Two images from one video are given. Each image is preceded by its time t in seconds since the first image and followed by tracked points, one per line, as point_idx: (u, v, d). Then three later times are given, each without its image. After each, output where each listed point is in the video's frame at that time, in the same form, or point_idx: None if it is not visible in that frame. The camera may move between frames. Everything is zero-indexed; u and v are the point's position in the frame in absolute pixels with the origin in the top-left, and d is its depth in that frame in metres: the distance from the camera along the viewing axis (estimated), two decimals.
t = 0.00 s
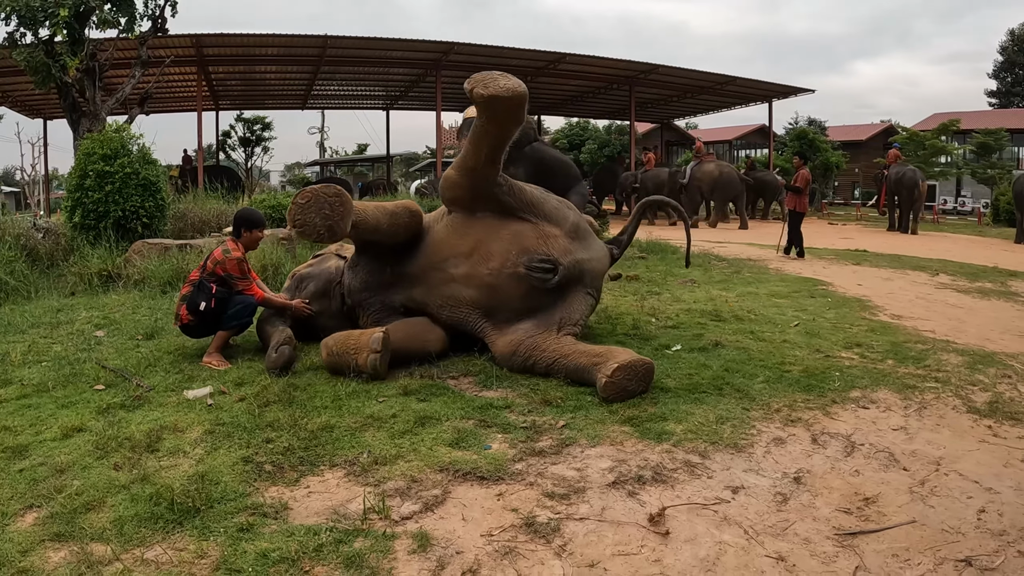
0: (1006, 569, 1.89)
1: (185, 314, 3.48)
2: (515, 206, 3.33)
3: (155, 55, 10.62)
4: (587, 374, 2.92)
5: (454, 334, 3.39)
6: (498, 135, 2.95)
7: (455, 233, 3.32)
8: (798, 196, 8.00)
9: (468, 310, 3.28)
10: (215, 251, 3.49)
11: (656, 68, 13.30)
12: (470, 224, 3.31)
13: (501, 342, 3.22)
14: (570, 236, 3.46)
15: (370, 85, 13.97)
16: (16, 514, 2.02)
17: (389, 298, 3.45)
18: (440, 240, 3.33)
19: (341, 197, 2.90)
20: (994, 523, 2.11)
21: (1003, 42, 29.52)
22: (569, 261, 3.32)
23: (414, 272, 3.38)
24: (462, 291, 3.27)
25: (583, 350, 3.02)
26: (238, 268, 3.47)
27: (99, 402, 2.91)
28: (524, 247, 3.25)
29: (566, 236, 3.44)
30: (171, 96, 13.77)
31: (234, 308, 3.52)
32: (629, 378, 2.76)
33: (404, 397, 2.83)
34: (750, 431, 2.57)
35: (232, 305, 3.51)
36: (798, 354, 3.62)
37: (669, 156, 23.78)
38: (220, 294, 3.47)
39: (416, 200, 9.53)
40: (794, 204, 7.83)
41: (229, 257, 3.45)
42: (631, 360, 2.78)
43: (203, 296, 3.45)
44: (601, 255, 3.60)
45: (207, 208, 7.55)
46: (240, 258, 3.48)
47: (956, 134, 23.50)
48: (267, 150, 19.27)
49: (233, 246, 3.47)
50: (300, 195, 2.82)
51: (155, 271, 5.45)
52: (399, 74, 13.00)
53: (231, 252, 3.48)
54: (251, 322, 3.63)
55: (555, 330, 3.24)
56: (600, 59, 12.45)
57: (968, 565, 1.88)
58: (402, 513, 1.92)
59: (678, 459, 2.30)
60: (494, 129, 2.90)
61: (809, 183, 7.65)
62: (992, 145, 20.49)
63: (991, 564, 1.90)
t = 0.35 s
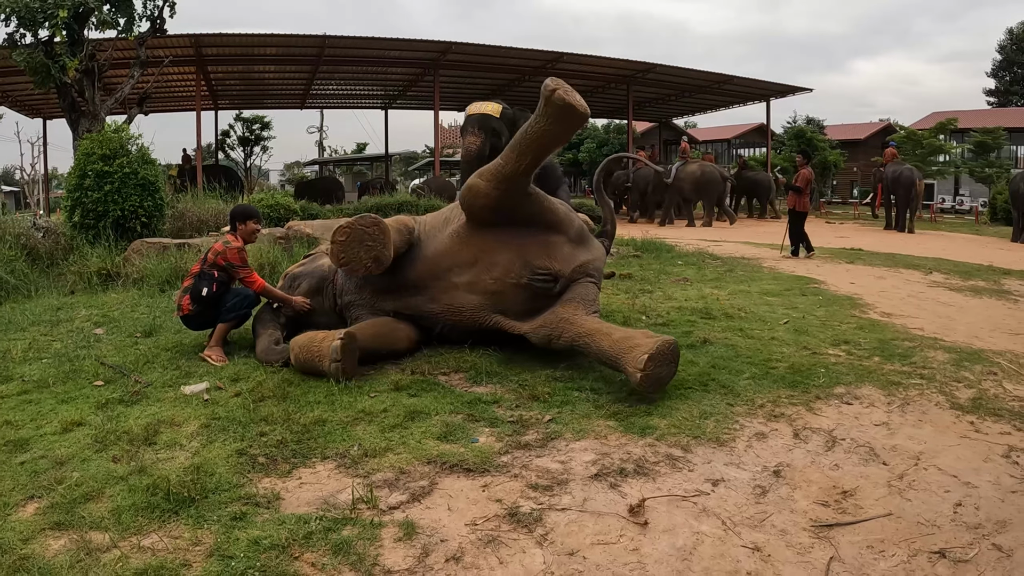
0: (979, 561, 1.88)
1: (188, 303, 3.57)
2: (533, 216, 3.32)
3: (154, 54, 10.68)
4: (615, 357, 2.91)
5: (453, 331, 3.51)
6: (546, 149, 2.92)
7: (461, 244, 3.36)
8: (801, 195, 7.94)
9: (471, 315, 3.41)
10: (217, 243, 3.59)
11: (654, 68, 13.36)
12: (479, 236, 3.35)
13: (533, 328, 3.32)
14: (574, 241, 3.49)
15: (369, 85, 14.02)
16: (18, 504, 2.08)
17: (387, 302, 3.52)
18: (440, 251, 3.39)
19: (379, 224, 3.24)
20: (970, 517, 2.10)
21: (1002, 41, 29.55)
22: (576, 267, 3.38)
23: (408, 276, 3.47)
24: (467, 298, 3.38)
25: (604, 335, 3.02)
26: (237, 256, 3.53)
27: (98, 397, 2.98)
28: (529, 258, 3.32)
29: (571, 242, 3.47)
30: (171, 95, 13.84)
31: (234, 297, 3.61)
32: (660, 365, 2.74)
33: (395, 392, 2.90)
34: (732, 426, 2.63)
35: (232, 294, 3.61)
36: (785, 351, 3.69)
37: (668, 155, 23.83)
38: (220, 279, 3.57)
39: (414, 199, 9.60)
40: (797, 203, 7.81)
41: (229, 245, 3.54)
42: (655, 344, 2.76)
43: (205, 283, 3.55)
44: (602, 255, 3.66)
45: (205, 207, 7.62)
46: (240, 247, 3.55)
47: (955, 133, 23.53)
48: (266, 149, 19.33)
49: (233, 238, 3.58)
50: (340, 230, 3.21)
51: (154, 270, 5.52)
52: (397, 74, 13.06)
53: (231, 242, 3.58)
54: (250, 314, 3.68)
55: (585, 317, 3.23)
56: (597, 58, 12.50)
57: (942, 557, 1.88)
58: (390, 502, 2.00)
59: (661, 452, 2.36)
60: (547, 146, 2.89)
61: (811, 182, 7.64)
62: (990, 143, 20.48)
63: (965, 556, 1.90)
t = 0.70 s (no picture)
0: (961, 548, 1.92)
1: (194, 307, 3.68)
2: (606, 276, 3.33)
3: (156, 55, 10.75)
4: (643, 351, 3.12)
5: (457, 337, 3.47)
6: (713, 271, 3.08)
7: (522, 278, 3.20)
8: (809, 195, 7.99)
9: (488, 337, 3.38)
10: (223, 247, 3.64)
11: (654, 68, 13.43)
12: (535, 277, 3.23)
13: (535, 343, 3.29)
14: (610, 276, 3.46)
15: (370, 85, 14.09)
16: (32, 494, 2.15)
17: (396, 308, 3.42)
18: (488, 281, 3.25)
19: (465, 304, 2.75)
20: (954, 506, 2.14)
21: (1002, 40, 29.60)
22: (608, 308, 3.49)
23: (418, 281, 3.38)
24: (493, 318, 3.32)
25: (630, 336, 3.18)
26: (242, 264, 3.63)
27: (107, 392, 3.05)
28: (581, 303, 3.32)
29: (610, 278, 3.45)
30: (173, 96, 13.90)
31: (240, 300, 3.65)
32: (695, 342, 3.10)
33: (397, 387, 2.97)
34: (725, 419, 2.71)
35: (238, 297, 3.66)
36: (779, 348, 3.77)
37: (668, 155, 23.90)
38: (226, 285, 3.65)
39: (415, 199, 9.68)
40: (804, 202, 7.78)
41: (234, 253, 3.62)
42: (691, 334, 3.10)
43: (210, 288, 3.64)
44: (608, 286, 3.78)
45: (208, 207, 7.70)
46: (245, 255, 3.63)
47: (955, 133, 23.61)
48: (267, 149, 19.39)
49: (238, 244, 3.63)
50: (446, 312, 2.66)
51: (158, 269, 5.59)
52: (398, 74, 13.12)
53: (237, 249, 3.63)
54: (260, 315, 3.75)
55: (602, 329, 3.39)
56: (597, 58, 12.57)
57: (924, 543, 1.93)
58: (392, 490, 2.07)
59: (655, 444, 2.44)
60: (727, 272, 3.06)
61: (816, 181, 7.64)
62: (990, 143, 20.50)
63: (948, 543, 1.94)
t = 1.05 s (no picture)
0: (954, 537, 1.97)
1: (207, 311, 3.70)
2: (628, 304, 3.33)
3: (159, 55, 10.80)
4: (632, 357, 3.13)
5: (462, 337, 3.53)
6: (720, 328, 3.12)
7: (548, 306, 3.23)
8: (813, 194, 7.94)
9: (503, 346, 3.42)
10: (233, 251, 3.63)
11: (654, 67, 13.47)
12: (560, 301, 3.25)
13: (540, 341, 3.36)
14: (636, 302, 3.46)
15: (372, 85, 14.14)
16: (46, 486, 2.20)
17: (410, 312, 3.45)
18: (512, 302, 3.27)
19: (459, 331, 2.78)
20: (948, 497, 2.19)
21: (1002, 40, 29.64)
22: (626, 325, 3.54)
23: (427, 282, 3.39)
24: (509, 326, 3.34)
25: (619, 338, 3.22)
26: (258, 274, 3.67)
27: (117, 387, 3.10)
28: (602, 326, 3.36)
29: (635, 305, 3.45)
30: (175, 95, 13.95)
31: (258, 307, 3.74)
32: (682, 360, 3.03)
33: (403, 382, 3.02)
34: (725, 413, 2.76)
35: (255, 305, 3.73)
36: (778, 345, 3.82)
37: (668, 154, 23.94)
38: (243, 297, 3.70)
39: (416, 198, 9.73)
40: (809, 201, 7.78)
41: (249, 263, 3.63)
42: (677, 343, 3.03)
43: (228, 301, 3.65)
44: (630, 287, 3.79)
45: (212, 206, 7.75)
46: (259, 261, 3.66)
47: (955, 133, 23.67)
48: (268, 148, 19.45)
49: (251, 251, 3.63)
50: (442, 352, 2.68)
51: (163, 267, 5.64)
52: (399, 74, 13.17)
53: (248, 255, 3.64)
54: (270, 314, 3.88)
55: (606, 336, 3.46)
56: (597, 59, 12.62)
57: (918, 532, 1.98)
58: (400, 481, 2.13)
59: (656, 436, 2.49)
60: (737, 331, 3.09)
61: (822, 180, 7.62)
62: (990, 143, 20.56)
63: (942, 532, 1.99)
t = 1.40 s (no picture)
0: (951, 536, 1.99)
1: (210, 311, 3.72)
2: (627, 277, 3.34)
3: (161, 55, 10.82)
4: (632, 357, 3.13)
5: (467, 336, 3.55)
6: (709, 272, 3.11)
7: (549, 280, 3.23)
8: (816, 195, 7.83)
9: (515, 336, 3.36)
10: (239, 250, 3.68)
11: (656, 67, 13.48)
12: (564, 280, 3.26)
13: (541, 338, 3.32)
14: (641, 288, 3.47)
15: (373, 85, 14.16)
16: (52, 485, 2.23)
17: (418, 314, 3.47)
18: (518, 285, 3.27)
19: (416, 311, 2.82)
20: (945, 496, 2.21)
21: (1003, 39, 29.60)
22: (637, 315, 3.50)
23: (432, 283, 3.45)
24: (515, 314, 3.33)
25: (621, 337, 3.21)
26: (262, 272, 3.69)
27: (121, 387, 3.12)
28: (609, 310, 3.35)
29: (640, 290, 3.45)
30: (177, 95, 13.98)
31: (259, 305, 3.75)
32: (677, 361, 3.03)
33: (405, 382, 3.05)
34: (725, 413, 2.78)
35: (256, 303, 3.74)
36: (778, 345, 3.85)
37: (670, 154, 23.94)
38: (246, 294, 3.72)
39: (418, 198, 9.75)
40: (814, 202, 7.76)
41: (253, 260, 3.65)
42: (673, 344, 3.05)
43: (231, 298, 3.69)
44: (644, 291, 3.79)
45: (214, 206, 7.77)
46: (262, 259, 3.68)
47: (956, 132, 23.68)
48: (270, 148, 19.47)
49: (255, 249, 3.66)
50: (389, 333, 2.74)
51: (166, 267, 5.66)
52: (401, 74, 13.19)
53: (252, 253, 3.67)
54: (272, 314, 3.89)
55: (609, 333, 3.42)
56: (599, 58, 12.64)
57: (916, 531, 2.00)
58: (403, 481, 2.15)
59: (656, 436, 2.51)
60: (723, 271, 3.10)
61: (827, 180, 7.62)
62: (991, 143, 20.57)
63: (939, 531, 2.01)
